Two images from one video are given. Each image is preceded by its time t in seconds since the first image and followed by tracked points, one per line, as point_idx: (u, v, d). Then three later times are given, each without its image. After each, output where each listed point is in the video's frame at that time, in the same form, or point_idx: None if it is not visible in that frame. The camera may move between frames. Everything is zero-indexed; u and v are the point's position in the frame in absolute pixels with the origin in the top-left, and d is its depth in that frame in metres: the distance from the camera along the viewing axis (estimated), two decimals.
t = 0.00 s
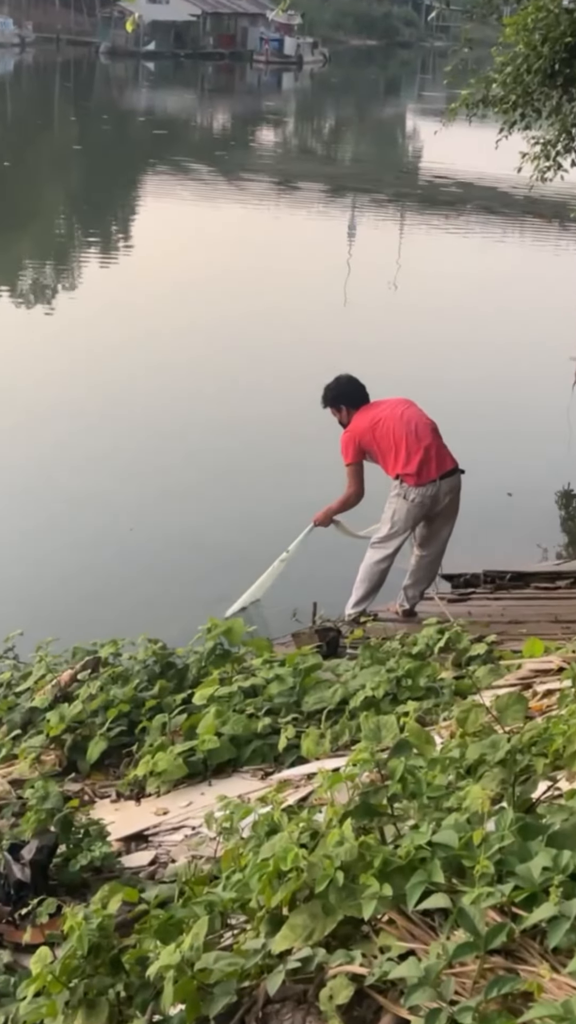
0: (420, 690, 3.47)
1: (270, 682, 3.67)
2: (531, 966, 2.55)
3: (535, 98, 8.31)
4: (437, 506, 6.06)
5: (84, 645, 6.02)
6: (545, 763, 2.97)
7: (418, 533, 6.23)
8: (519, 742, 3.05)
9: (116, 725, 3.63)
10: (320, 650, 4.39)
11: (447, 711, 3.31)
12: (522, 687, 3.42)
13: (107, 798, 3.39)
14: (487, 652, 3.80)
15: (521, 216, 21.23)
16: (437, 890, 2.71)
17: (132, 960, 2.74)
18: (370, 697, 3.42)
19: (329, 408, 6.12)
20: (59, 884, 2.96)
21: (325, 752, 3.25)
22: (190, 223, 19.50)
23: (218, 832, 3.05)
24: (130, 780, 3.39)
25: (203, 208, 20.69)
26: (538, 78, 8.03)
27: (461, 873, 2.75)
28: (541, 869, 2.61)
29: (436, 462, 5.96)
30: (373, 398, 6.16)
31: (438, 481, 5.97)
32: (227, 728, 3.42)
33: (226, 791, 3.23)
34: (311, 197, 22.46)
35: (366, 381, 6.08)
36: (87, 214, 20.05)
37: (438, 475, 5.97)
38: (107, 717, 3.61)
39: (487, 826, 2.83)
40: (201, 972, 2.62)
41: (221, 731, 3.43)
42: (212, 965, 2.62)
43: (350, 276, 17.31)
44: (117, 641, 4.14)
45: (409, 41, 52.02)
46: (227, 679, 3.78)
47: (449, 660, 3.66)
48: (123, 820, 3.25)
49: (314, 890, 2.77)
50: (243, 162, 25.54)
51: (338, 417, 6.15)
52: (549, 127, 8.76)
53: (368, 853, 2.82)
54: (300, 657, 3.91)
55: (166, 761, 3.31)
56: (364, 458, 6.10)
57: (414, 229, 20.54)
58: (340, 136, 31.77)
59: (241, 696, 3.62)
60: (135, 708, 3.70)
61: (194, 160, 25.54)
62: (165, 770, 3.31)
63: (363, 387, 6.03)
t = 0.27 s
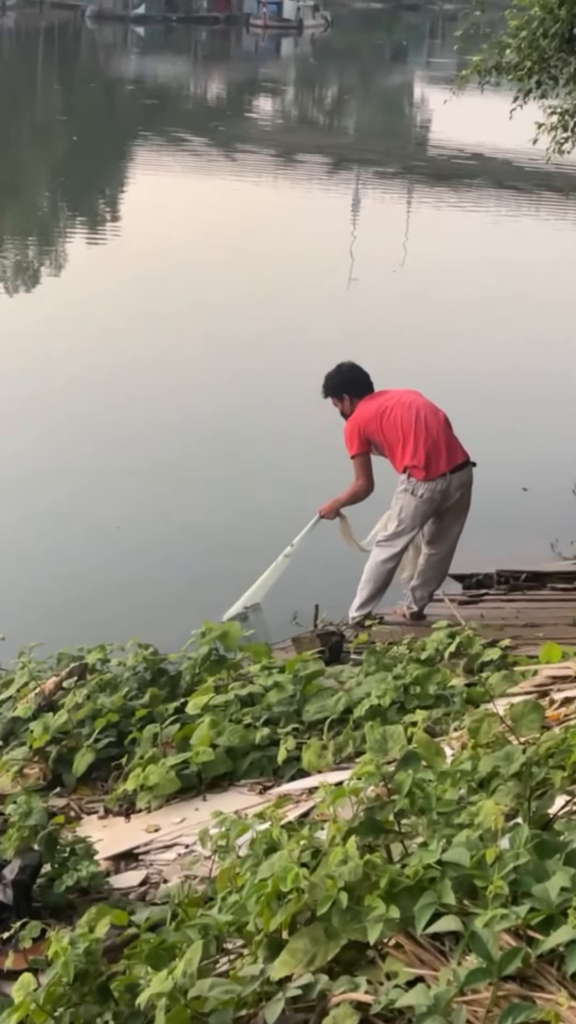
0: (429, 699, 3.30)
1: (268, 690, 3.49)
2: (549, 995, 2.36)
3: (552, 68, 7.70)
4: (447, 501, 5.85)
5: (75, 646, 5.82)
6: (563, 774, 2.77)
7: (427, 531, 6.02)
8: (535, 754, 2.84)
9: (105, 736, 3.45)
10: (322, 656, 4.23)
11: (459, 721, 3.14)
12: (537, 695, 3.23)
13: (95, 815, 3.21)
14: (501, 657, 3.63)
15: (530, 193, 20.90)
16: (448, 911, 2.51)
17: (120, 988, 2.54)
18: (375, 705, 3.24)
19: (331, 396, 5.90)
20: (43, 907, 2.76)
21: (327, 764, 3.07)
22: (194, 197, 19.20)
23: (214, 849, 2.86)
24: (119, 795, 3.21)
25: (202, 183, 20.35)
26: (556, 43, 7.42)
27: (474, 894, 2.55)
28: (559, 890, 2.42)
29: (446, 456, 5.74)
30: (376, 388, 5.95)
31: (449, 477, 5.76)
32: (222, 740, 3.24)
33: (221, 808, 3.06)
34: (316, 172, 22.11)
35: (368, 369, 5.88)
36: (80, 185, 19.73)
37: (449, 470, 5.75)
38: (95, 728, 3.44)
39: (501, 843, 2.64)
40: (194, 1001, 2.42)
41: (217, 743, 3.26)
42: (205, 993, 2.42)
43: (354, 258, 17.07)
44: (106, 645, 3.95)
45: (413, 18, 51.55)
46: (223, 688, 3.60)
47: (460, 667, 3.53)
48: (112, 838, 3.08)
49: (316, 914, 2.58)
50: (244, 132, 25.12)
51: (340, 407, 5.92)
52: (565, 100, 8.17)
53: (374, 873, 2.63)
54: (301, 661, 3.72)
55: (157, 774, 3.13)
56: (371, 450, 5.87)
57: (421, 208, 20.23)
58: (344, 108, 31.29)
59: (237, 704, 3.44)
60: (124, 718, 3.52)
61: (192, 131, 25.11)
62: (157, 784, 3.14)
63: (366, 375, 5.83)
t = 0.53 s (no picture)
0: (439, 709, 3.14)
1: (265, 703, 3.36)
2: None
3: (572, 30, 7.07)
4: (459, 499, 5.54)
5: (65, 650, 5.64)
6: None
7: (436, 530, 5.72)
8: (552, 769, 2.64)
9: (90, 750, 3.32)
10: (323, 663, 4.28)
11: (469, 735, 2.98)
12: (555, 705, 3.04)
13: (79, 834, 3.06)
14: (514, 667, 3.48)
15: (537, 169, 20.62)
16: (458, 938, 2.32)
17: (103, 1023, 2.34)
18: (380, 717, 3.07)
19: (329, 389, 5.62)
20: (24, 933, 2.57)
21: (329, 780, 2.90)
22: (193, 168, 18.83)
23: (207, 872, 2.67)
24: (105, 813, 3.06)
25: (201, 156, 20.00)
26: None
27: (486, 920, 2.36)
28: None
29: (457, 448, 5.44)
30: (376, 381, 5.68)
31: (460, 470, 5.45)
32: (216, 754, 3.09)
33: (215, 827, 2.90)
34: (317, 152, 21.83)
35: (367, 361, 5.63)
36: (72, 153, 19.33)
37: (460, 463, 5.44)
38: (79, 742, 3.31)
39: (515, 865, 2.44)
40: None
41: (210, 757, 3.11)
42: None
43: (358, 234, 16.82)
44: (90, 653, 3.82)
45: None
46: (215, 699, 3.46)
47: (471, 676, 3.38)
48: (98, 858, 2.90)
49: (316, 942, 2.38)
50: (243, 105, 24.74)
51: (339, 402, 5.66)
52: None
53: (378, 897, 2.44)
54: (300, 670, 3.56)
55: (146, 791, 2.97)
56: (377, 442, 5.56)
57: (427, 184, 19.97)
58: (347, 78, 30.87)
59: (232, 717, 3.30)
60: (110, 730, 3.39)
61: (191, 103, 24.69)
62: (145, 802, 2.98)
63: (365, 367, 5.58)
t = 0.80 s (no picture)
0: (446, 720, 3.04)
1: (264, 711, 3.26)
2: None
3: None
4: (469, 497, 5.40)
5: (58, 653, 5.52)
6: None
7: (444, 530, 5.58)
8: (568, 781, 2.49)
9: (79, 763, 3.22)
10: (326, 670, 4.27)
11: (479, 746, 2.89)
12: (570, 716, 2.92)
13: (67, 851, 2.94)
14: (527, 674, 3.38)
15: (544, 148, 20.38)
16: (469, 960, 2.18)
17: None
18: (386, 727, 2.97)
19: (326, 389, 5.46)
20: (9, 955, 2.43)
21: (331, 794, 2.78)
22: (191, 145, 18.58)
23: (202, 891, 2.53)
24: (95, 829, 2.93)
25: (202, 135, 19.79)
26: None
27: (499, 941, 2.22)
28: None
29: (466, 441, 5.29)
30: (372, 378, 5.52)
31: (470, 465, 5.30)
32: (212, 766, 2.98)
33: (211, 843, 2.79)
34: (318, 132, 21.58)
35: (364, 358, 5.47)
36: (71, 130, 19.13)
37: (470, 457, 5.30)
38: (67, 753, 3.22)
39: (528, 883, 2.30)
40: None
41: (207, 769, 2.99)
42: None
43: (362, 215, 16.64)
44: (79, 659, 3.73)
45: None
46: (211, 709, 3.37)
47: (483, 684, 3.29)
48: (88, 878, 2.77)
49: (319, 964, 2.24)
50: (244, 84, 24.45)
51: (335, 400, 5.51)
52: None
53: (384, 917, 2.30)
54: (302, 678, 3.45)
55: (138, 804, 2.85)
56: (384, 438, 5.42)
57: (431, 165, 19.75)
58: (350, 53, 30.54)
59: (229, 727, 3.19)
60: (100, 741, 3.30)
61: (192, 81, 24.39)
62: (137, 818, 2.84)
63: (361, 362, 5.42)
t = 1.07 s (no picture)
0: (454, 727, 2.99)
1: (265, 719, 3.19)
2: None
3: None
4: (476, 495, 5.32)
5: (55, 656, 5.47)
6: None
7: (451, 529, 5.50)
8: None
9: (72, 770, 3.19)
10: (330, 676, 4.36)
11: (488, 756, 2.82)
12: None
13: (61, 862, 2.89)
14: (538, 681, 3.28)
15: (553, 135, 20.16)
16: (479, 977, 2.10)
17: None
18: (391, 735, 2.91)
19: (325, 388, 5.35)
20: None
21: (335, 804, 2.74)
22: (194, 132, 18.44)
23: (200, 903, 2.44)
24: (89, 840, 2.87)
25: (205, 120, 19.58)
26: None
27: (508, 957, 2.14)
28: None
29: (473, 439, 5.20)
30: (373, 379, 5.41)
31: (478, 463, 5.22)
32: (210, 775, 2.91)
33: (209, 853, 2.74)
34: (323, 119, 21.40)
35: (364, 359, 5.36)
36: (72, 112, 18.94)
37: (477, 454, 5.21)
38: (60, 762, 3.18)
39: (539, 897, 2.22)
40: None
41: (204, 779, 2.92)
42: None
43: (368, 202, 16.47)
44: (74, 663, 3.68)
45: None
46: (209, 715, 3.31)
47: (492, 691, 3.23)
48: (82, 891, 2.69)
49: (321, 982, 2.16)
50: (249, 66, 24.20)
51: (334, 400, 5.39)
52: None
53: (389, 931, 2.21)
54: (304, 684, 3.38)
55: (133, 815, 2.78)
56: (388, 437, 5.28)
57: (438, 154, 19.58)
58: (356, 34, 30.32)
59: (228, 735, 3.13)
60: (95, 749, 3.27)
61: (195, 65, 24.18)
62: (133, 828, 2.78)
63: (361, 360, 5.31)
